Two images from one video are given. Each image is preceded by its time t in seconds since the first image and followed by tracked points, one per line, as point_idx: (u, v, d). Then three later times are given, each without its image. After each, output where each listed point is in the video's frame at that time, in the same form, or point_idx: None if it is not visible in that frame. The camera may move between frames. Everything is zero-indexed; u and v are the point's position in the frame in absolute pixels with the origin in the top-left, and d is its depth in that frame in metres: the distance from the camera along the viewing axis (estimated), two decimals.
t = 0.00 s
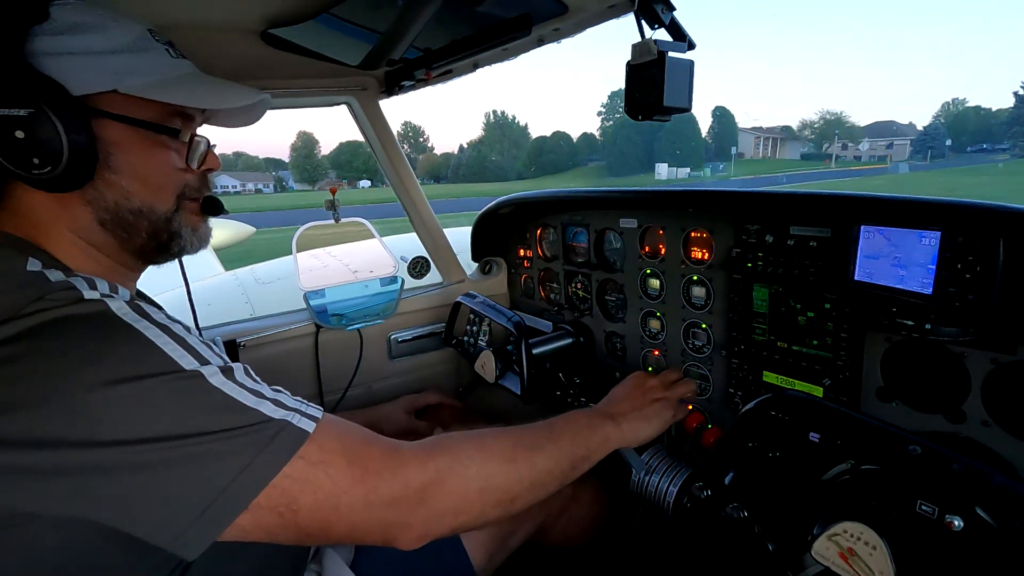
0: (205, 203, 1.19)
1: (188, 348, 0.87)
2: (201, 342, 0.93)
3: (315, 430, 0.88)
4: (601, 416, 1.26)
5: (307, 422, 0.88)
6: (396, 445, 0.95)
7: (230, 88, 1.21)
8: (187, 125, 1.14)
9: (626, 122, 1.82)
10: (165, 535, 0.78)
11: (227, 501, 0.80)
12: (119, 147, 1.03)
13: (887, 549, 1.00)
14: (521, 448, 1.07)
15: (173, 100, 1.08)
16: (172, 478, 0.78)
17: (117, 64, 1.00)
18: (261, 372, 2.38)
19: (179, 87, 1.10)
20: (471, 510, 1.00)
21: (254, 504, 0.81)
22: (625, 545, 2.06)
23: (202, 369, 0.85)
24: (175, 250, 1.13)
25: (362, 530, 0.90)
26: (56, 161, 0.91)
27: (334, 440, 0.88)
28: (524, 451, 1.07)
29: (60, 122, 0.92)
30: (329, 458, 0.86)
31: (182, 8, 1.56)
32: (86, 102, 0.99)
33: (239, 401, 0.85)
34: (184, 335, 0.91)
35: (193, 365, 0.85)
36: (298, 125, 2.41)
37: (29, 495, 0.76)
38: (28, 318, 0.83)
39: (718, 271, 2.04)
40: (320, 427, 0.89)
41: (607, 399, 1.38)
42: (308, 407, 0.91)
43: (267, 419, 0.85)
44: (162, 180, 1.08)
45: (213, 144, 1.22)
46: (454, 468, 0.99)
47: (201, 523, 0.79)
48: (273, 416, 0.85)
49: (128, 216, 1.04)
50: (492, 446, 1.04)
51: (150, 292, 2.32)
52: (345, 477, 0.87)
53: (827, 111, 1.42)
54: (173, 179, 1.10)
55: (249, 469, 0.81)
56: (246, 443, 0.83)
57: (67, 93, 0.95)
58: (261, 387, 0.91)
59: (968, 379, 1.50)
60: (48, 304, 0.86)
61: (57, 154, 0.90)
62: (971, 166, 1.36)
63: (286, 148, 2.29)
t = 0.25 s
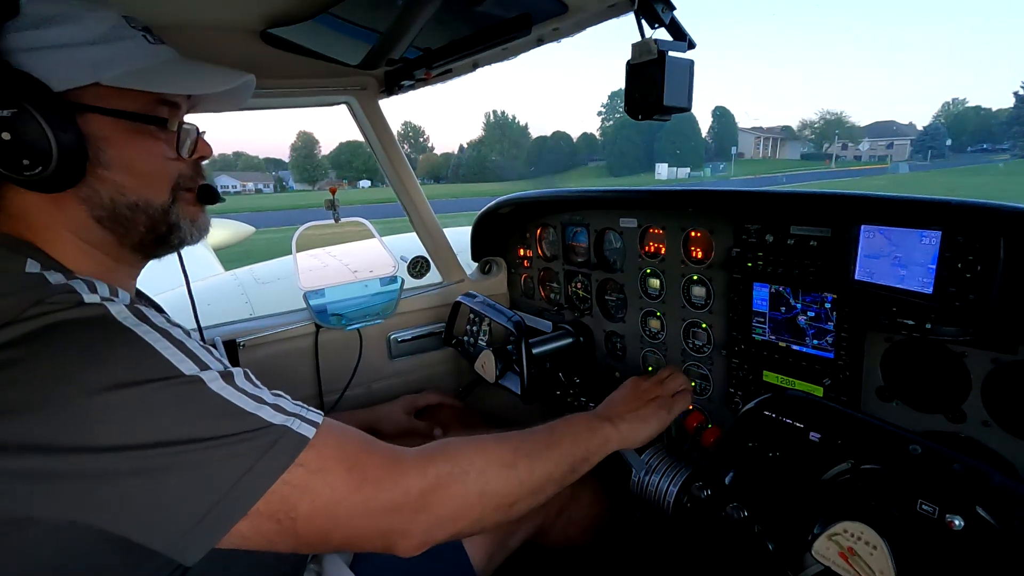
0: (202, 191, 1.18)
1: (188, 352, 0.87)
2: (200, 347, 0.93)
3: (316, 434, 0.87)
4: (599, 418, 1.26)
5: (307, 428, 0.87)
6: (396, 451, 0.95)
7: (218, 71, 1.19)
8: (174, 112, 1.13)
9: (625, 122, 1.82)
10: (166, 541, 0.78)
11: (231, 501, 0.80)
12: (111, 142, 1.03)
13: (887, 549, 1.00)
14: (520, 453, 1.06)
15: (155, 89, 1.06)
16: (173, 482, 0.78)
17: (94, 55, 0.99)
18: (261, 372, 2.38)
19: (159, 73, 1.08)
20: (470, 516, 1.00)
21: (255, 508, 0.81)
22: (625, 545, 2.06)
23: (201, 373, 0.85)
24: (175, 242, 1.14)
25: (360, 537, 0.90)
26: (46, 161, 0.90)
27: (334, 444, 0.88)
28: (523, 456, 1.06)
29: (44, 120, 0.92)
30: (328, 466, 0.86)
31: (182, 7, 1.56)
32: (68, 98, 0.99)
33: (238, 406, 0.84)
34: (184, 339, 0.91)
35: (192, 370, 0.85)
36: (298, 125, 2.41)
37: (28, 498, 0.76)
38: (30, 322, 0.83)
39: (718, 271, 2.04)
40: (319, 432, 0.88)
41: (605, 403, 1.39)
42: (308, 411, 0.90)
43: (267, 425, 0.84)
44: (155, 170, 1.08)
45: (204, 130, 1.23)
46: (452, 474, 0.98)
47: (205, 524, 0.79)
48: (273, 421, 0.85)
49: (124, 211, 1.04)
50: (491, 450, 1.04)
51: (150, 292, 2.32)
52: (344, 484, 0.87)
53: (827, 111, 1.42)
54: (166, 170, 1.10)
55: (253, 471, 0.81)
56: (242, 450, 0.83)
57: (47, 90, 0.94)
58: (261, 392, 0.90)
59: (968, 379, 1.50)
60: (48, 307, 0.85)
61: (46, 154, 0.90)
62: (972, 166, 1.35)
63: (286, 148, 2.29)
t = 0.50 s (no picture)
0: (191, 187, 1.17)
1: (180, 367, 0.87)
2: (193, 361, 0.93)
3: (303, 461, 0.87)
4: (579, 435, 1.26)
5: (293, 454, 0.87)
6: (377, 484, 0.95)
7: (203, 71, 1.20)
8: (162, 109, 1.14)
9: (626, 123, 1.82)
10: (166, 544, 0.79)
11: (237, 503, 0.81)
12: (97, 140, 1.03)
13: (886, 550, 1.01)
14: (499, 483, 1.06)
15: (142, 87, 1.08)
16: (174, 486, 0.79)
17: (79, 53, 1.00)
18: (261, 372, 2.38)
19: (144, 70, 1.10)
20: (448, 548, 1.00)
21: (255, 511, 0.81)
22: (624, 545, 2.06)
23: (192, 391, 0.85)
24: (167, 239, 1.14)
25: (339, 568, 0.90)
26: (33, 160, 0.90)
27: (319, 470, 0.89)
28: (502, 487, 1.06)
29: (31, 120, 0.92)
30: (307, 499, 0.86)
31: (181, 8, 1.56)
32: (53, 96, 0.99)
33: (227, 427, 0.84)
34: (178, 352, 0.91)
35: (183, 385, 0.85)
36: (298, 125, 2.41)
37: (30, 502, 0.76)
38: (24, 327, 0.83)
39: (718, 271, 2.04)
40: (305, 460, 0.88)
41: (583, 418, 1.39)
42: (297, 436, 0.90)
43: (254, 447, 0.84)
44: (146, 167, 1.08)
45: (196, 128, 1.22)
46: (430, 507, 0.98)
47: (209, 526, 0.80)
48: (259, 445, 0.85)
49: (113, 210, 1.04)
50: (470, 482, 1.04)
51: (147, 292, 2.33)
52: (320, 518, 0.86)
53: (827, 111, 1.42)
54: (156, 169, 1.10)
55: (258, 476, 0.83)
56: (240, 458, 0.83)
57: (32, 88, 0.95)
58: (251, 413, 0.90)
59: (967, 379, 1.50)
60: (43, 312, 0.85)
61: (33, 152, 0.90)
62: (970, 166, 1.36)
63: (286, 149, 2.29)
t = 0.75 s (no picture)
0: (196, 189, 1.18)
1: (171, 392, 0.87)
2: (185, 383, 0.92)
3: (280, 509, 0.87)
4: (552, 474, 1.28)
5: (272, 501, 0.87)
6: (348, 533, 0.94)
7: (207, 72, 1.20)
8: (167, 110, 1.13)
9: (625, 123, 1.82)
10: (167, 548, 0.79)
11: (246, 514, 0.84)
12: (101, 139, 1.02)
13: (888, 550, 1.01)
14: (471, 532, 1.07)
15: (148, 87, 1.08)
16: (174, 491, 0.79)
17: (83, 54, 1.00)
18: (261, 371, 2.38)
19: (149, 71, 1.10)
20: None
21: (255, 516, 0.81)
22: (625, 545, 2.06)
23: (179, 422, 0.85)
24: (171, 239, 1.14)
25: None
26: (39, 159, 0.90)
27: (298, 513, 0.89)
28: (473, 537, 1.07)
29: (37, 119, 0.92)
30: (274, 547, 0.85)
31: (181, 8, 1.56)
32: (60, 96, 0.99)
33: (210, 466, 0.84)
34: (171, 373, 0.90)
35: (172, 414, 0.85)
36: (298, 125, 2.41)
37: (36, 505, 0.77)
38: (18, 337, 0.82)
39: (718, 271, 2.04)
40: (284, 508, 0.88)
41: (557, 449, 1.40)
42: (280, 480, 0.90)
43: (234, 491, 0.84)
44: (149, 167, 1.07)
45: (196, 128, 1.24)
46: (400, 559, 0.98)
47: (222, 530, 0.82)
48: (239, 488, 0.85)
49: (117, 209, 1.03)
50: (442, 534, 1.04)
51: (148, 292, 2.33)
52: (281, 570, 0.85)
53: (827, 111, 1.42)
54: (159, 169, 1.09)
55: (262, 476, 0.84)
56: (232, 492, 0.84)
57: (39, 87, 0.94)
58: (238, 450, 0.90)
59: (968, 379, 1.50)
60: (38, 322, 0.84)
61: (39, 151, 0.89)
62: (972, 164, 1.36)
63: (286, 149, 2.29)
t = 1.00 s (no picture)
0: (191, 187, 1.17)
1: (165, 395, 0.86)
2: (180, 383, 0.91)
3: (276, 509, 0.87)
4: (550, 473, 1.29)
5: (268, 502, 0.87)
6: (348, 532, 0.95)
7: (202, 70, 1.20)
8: (162, 110, 1.13)
9: (625, 123, 1.83)
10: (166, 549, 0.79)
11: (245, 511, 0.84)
12: (99, 141, 1.03)
13: (886, 550, 1.01)
14: (467, 532, 1.07)
15: (141, 86, 1.08)
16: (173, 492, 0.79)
17: (77, 53, 1.00)
18: (261, 371, 2.38)
19: (145, 70, 1.11)
20: None
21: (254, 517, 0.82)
22: (625, 545, 2.07)
23: (173, 424, 0.85)
24: (168, 239, 1.14)
25: None
26: (35, 159, 0.90)
27: (297, 513, 0.89)
28: (471, 536, 1.07)
29: (33, 119, 0.93)
30: (271, 547, 0.85)
31: (180, 8, 1.56)
32: (55, 95, 0.99)
33: (206, 467, 0.84)
34: (166, 374, 0.90)
35: (166, 417, 0.85)
36: (298, 125, 2.41)
37: (37, 505, 0.77)
38: (16, 338, 0.82)
39: (718, 271, 2.04)
40: (280, 508, 0.88)
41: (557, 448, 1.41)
42: (276, 481, 0.89)
43: (229, 492, 0.85)
44: (145, 167, 1.07)
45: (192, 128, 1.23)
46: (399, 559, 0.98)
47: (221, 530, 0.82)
48: (234, 490, 0.85)
49: (113, 209, 1.03)
50: (440, 534, 1.04)
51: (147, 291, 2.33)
52: (280, 570, 0.86)
53: (827, 111, 1.42)
54: (155, 169, 1.09)
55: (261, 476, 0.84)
56: (228, 493, 0.84)
57: (35, 87, 0.95)
58: (233, 451, 0.90)
59: (967, 379, 1.51)
60: (33, 323, 0.85)
61: (34, 152, 0.90)
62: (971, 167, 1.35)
63: (286, 148, 2.30)
